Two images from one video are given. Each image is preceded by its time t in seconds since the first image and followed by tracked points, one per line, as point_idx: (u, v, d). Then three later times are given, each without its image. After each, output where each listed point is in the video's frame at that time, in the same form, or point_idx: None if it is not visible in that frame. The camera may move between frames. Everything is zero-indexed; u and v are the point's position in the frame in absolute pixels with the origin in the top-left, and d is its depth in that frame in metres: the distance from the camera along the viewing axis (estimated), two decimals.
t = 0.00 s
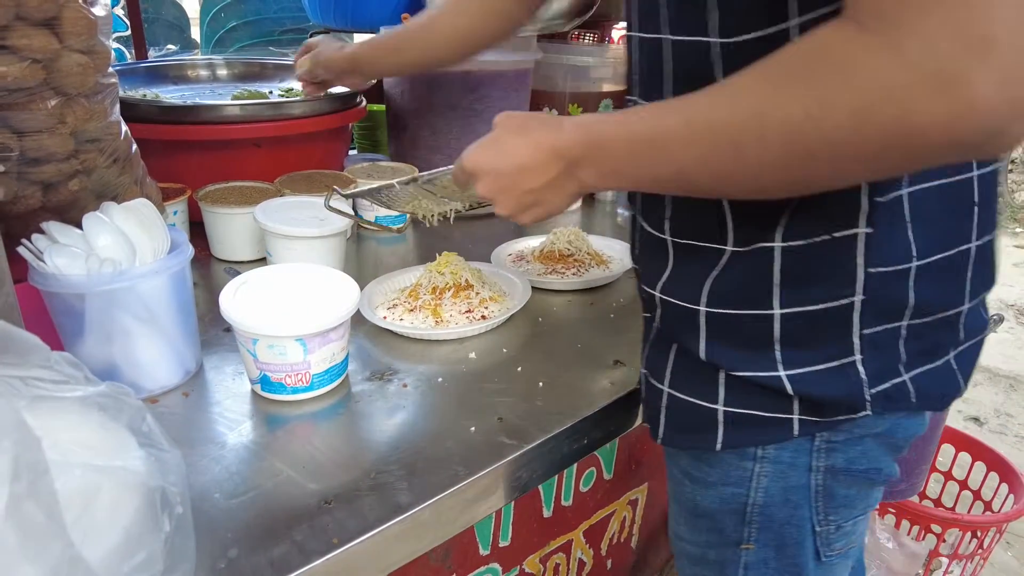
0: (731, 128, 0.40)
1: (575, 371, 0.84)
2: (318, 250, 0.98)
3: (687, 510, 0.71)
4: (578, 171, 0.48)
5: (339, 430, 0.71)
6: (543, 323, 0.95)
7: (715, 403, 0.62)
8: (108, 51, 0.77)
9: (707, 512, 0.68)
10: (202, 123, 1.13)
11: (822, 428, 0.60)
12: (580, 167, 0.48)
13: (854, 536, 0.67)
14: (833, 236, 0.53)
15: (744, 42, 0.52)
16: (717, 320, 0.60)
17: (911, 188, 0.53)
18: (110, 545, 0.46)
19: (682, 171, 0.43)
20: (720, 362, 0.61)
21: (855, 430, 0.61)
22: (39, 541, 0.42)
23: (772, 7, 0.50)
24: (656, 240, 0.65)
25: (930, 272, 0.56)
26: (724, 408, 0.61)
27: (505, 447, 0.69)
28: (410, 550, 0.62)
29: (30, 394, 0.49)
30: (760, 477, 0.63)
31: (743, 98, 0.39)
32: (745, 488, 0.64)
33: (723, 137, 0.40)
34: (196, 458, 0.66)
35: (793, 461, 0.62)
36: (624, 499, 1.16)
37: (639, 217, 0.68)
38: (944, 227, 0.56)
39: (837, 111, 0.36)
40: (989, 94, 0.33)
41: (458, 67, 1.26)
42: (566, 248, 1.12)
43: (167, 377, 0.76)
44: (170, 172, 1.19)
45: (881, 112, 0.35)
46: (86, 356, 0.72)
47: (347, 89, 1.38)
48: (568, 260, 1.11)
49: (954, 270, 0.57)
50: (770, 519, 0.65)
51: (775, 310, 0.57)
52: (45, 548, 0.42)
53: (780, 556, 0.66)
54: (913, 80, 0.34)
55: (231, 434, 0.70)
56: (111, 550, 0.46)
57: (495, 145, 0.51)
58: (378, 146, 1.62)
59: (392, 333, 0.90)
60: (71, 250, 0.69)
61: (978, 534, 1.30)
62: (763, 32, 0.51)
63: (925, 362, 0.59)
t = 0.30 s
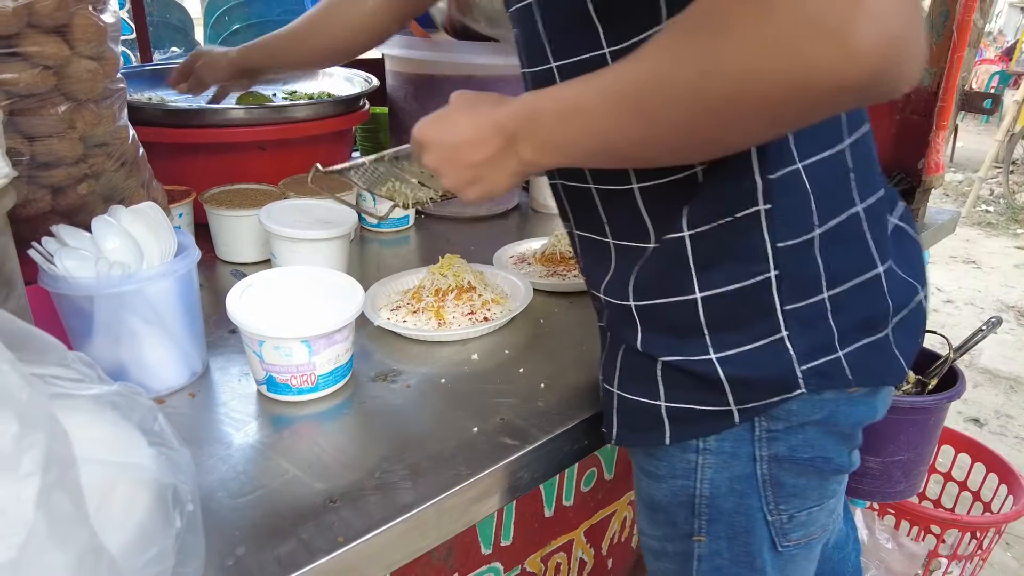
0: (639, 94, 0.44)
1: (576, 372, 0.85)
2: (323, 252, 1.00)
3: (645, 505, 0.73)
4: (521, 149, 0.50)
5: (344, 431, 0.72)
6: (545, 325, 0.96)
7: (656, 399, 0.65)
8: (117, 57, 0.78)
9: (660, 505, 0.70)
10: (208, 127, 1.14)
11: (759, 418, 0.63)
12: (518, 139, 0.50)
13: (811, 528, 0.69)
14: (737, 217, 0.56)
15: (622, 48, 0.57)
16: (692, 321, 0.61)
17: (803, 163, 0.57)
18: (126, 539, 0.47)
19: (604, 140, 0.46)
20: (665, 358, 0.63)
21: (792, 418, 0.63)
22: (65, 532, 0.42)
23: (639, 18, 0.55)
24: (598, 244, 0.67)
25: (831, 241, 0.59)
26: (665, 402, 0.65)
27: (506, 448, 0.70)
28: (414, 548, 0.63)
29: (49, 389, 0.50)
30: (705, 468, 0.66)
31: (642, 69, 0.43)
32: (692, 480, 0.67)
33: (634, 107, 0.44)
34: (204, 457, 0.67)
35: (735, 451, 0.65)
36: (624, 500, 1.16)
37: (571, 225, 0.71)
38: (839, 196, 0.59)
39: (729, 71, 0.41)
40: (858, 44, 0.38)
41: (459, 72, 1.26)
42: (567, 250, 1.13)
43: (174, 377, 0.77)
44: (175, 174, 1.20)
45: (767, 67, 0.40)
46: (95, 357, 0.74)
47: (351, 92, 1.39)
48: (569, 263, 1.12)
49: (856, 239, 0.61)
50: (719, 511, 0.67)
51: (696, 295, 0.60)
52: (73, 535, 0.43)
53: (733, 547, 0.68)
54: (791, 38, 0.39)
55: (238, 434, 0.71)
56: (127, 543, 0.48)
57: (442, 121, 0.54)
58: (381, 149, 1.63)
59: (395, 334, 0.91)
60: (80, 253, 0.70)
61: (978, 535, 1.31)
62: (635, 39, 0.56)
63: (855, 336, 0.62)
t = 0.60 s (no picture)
0: (582, 95, 0.45)
1: (582, 370, 0.85)
2: (328, 250, 0.99)
3: (636, 505, 0.73)
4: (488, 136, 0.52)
5: (350, 428, 0.72)
6: (549, 324, 0.96)
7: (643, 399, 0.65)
8: (123, 55, 0.78)
9: (650, 505, 0.70)
10: (213, 125, 1.14)
11: (746, 419, 0.63)
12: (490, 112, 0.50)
13: (803, 531, 0.68)
14: (710, 223, 0.57)
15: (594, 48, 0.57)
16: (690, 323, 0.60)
17: (777, 168, 0.57)
18: (134, 534, 0.47)
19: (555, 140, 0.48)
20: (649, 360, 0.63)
21: (780, 421, 0.63)
22: (75, 526, 0.42)
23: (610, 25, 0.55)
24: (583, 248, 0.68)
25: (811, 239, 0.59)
26: (652, 403, 0.64)
27: (512, 447, 0.70)
28: (420, 547, 0.62)
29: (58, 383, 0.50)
30: (692, 468, 0.66)
31: (589, 73, 0.45)
32: (680, 481, 0.67)
33: (579, 109, 0.46)
34: (211, 455, 0.67)
35: (722, 452, 0.64)
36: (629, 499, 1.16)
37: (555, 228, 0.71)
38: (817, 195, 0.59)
39: (663, 80, 0.42)
40: (778, 53, 0.38)
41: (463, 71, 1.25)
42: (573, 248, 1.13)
43: (179, 374, 0.77)
44: (180, 172, 1.20)
45: (696, 74, 0.41)
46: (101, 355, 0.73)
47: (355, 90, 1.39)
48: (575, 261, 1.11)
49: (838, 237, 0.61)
50: (707, 512, 0.67)
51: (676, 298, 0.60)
52: (82, 529, 0.43)
53: (723, 549, 0.68)
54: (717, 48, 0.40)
55: (242, 432, 0.71)
56: (135, 538, 0.48)
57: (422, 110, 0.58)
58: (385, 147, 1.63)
59: (400, 333, 0.91)
60: (86, 251, 0.70)
61: (983, 535, 1.32)
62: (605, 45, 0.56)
63: (845, 338, 0.62)
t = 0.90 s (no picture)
0: (645, 90, 0.43)
1: (586, 371, 0.84)
2: (332, 250, 0.99)
3: (658, 511, 0.72)
4: (520, 125, 0.49)
5: (354, 429, 0.72)
6: (555, 324, 0.95)
7: (670, 404, 0.64)
8: (128, 54, 0.78)
9: (674, 512, 0.69)
10: (217, 124, 1.14)
11: (775, 425, 0.62)
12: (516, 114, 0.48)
13: (823, 532, 0.68)
14: (747, 222, 0.57)
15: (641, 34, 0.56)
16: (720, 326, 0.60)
17: (817, 173, 0.57)
18: (138, 533, 0.47)
19: (606, 134, 0.45)
20: (676, 366, 0.63)
21: (809, 426, 0.62)
22: (80, 526, 0.42)
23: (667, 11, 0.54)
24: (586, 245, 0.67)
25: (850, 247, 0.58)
26: (678, 409, 0.64)
27: (516, 448, 0.70)
28: (424, 548, 0.62)
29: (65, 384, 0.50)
30: (720, 474, 0.65)
31: (655, 64, 0.42)
32: (707, 487, 0.66)
33: (640, 103, 0.43)
34: (214, 455, 0.67)
35: (750, 458, 0.64)
36: (633, 500, 1.15)
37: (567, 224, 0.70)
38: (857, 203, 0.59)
39: (733, 82, 0.40)
40: (868, 66, 0.37)
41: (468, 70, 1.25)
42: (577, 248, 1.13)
43: (183, 374, 0.77)
44: (183, 171, 1.20)
45: (779, 79, 0.38)
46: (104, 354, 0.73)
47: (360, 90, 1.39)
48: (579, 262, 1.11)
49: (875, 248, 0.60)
50: (734, 517, 0.66)
51: (708, 303, 0.59)
52: (87, 529, 0.42)
53: (749, 553, 0.67)
54: (802, 52, 0.38)
55: (246, 433, 0.71)
56: (139, 538, 0.47)
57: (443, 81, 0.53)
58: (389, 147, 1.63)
59: (404, 333, 0.91)
60: (89, 250, 0.70)
61: (989, 538, 1.31)
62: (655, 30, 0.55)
63: (876, 343, 0.62)
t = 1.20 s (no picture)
0: (689, 100, 0.41)
1: (591, 373, 0.84)
2: (335, 251, 0.99)
3: (675, 504, 0.72)
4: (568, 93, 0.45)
5: (356, 430, 0.71)
6: (559, 325, 0.95)
7: (697, 395, 0.64)
8: (131, 55, 0.78)
9: (693, 505, 0.69)
10: (221, 125, 1.14)
11: (801, 428, 0.62)
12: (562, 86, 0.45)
13: (837, 536, 0.68)
14: (795, 237, 0.56)
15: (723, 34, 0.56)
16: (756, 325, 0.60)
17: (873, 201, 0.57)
18: (140, 535, 0.47)
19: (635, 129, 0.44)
20: (705, 358, 0.62)
21: (834, 429, 0.62)
22: (83, 527, 0.42)
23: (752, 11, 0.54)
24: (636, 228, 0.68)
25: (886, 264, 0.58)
26: (705, 401, 0.63)
27: (520, 451, 0.69)
28: (426, 552, 0.62)
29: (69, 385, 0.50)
30: (743, 469, 0.64)
31: (704, 76, 0.40)
32: (728, 481, 0.65)
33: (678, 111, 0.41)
34: (216, 457, 0.67)
35: (773, 456, 0.63)
36: (637, 502, 1.14)
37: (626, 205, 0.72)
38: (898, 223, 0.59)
39: (773, 111, 0.38)
40: (908, 128, 0.35)
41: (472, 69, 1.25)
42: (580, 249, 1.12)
43: (185, 375, 0.77)
44: (186, 171, 1.20)
45: (820, 118, 0.37)
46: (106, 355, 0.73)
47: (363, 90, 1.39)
48: (582, 262, 1.11)
49: (910, 266, 0.60)
50: (753, 513, 0.66)
51: (746, 308, 0.59)
52: (91, 530, 0.42)
53: (764, 548, 0.67)
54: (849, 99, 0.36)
55: (248, 435, 0.70)
56: (142, 540, 0.47)
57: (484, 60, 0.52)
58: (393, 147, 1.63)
59: (407, 335, 0.90)
60: (92, 251, 0.70)
61: (995, 541, 1.30)
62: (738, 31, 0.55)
63: (908, 356, 0.61)
